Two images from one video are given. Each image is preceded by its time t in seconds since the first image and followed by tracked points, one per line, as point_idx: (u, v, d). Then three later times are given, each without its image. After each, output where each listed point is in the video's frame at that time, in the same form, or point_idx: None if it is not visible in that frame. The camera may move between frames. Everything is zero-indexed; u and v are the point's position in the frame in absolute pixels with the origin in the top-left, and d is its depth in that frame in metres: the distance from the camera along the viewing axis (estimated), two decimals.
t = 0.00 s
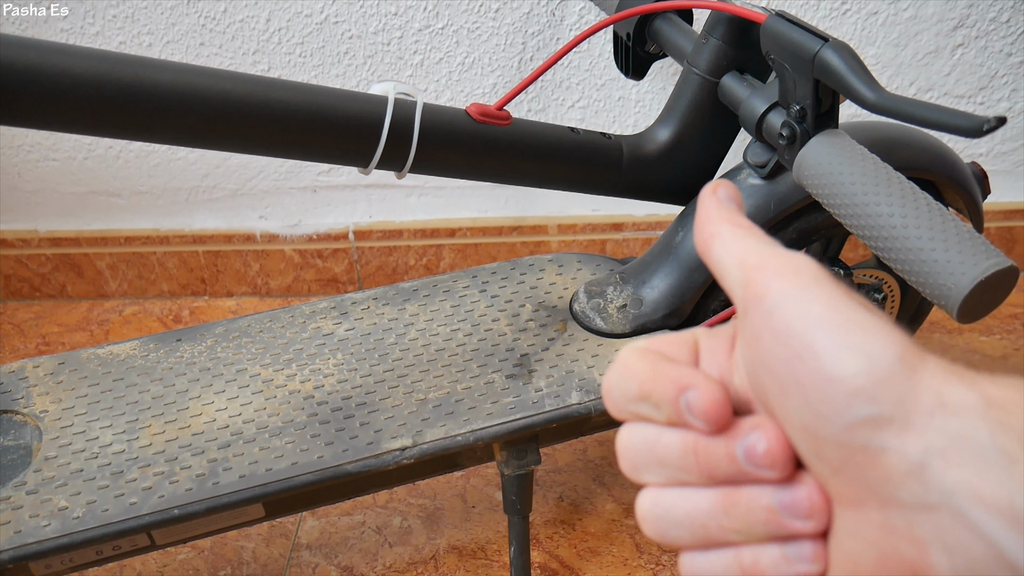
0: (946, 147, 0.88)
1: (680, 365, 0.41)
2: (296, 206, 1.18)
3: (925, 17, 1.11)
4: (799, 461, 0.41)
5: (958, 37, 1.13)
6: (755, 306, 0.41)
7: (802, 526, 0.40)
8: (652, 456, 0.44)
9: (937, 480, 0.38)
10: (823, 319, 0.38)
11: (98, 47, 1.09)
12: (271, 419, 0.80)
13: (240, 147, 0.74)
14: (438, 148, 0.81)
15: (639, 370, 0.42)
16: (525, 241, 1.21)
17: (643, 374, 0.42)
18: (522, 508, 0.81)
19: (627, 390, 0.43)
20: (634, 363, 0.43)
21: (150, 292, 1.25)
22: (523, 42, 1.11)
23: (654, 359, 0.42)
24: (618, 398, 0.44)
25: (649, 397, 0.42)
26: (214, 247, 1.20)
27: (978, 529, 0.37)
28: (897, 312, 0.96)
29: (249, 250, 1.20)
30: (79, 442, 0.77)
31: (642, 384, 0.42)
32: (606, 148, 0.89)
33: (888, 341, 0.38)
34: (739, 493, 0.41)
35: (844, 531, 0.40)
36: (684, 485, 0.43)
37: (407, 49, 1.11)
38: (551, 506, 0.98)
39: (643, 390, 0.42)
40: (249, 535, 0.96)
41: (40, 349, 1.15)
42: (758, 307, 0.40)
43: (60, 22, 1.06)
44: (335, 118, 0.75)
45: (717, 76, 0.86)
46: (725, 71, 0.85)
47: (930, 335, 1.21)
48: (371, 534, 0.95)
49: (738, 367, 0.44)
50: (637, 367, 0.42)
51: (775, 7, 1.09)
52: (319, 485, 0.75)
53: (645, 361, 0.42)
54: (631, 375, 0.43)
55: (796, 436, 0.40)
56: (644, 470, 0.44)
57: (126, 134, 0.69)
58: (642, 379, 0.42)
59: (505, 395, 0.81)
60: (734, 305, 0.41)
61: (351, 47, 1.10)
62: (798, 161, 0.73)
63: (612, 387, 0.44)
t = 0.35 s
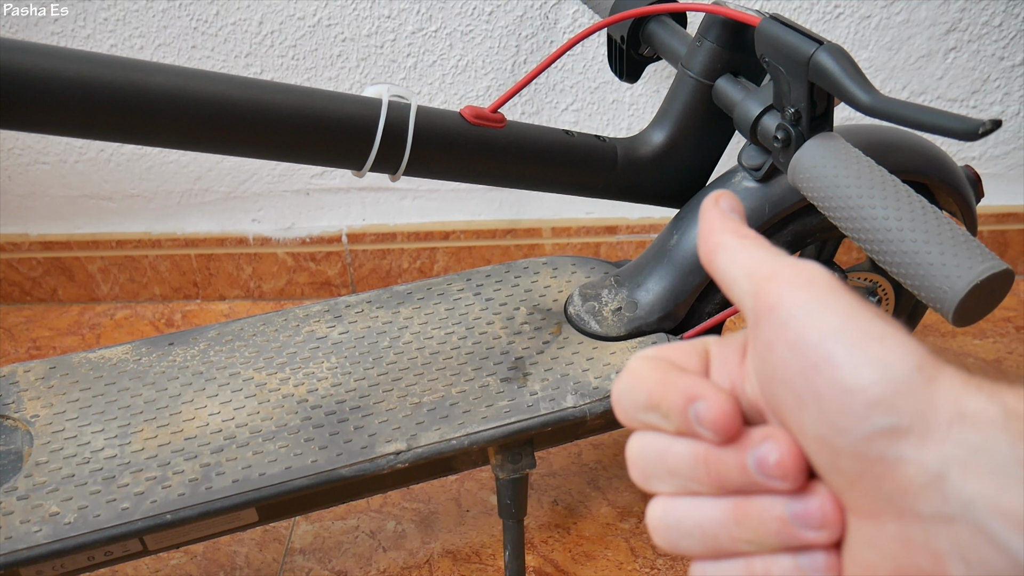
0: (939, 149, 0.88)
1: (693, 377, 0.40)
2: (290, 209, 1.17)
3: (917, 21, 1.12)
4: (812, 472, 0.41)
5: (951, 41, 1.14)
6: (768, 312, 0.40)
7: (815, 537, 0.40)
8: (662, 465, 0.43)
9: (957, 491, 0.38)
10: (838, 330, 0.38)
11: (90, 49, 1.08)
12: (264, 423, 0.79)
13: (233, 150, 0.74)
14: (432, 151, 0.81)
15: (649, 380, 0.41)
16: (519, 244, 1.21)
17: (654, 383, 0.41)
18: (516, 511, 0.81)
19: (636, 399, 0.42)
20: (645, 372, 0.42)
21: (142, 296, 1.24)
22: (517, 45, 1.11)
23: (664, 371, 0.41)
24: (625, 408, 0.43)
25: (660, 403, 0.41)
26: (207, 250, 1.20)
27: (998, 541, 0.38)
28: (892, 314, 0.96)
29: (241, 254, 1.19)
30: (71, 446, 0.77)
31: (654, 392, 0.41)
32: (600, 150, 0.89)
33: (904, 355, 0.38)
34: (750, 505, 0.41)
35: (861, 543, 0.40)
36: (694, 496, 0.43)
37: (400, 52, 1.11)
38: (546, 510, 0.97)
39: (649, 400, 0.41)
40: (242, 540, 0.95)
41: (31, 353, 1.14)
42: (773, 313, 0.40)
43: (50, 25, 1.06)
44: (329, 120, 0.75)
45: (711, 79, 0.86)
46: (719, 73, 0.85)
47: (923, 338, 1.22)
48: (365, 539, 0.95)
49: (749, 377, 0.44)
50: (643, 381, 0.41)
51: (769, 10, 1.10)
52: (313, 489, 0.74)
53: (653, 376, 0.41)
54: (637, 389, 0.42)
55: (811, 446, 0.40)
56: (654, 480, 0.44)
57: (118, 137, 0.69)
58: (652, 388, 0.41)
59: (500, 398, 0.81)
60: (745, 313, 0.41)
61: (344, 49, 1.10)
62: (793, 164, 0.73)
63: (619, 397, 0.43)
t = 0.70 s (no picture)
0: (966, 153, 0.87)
1: (784, 156, 0.25)
2: (306, 207, 1.17)
3: (941, 23, 1.10)
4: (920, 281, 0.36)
5: (975, 43, 1.13)
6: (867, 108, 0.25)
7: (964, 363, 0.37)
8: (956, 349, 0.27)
9: None
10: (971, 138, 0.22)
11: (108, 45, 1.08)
12: (283, 421, 0.79)
13: (256, 146, 0.73)
14: (455, 149, 0.80)
15: (722, 191, 0.26)
16: (535, 244, 1.21)
17: (736, 206, 0.25)
18: (536, 513, 0.81)
19: (706, 240, 0.26)
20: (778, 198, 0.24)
21: (157, 292, 1.24)
22: (537, 44, 1.10)
23: (738, 160, 0.26)
24: (679, 261, 0.26)
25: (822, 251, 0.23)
26: (222, 247, 1.19)
27: None
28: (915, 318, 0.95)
29: (257, 251, 1.19)
30: (90, 443, 0.76)
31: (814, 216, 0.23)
32: (624, 150, 0.88)
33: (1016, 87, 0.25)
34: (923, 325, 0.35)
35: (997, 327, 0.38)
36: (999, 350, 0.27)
37: (419, 50, 1.10)
38: (563, 512, 0.97)
39: (785, 253, 0.23)
40: (258, 538, 0.95)
41: (47, 348, 1.14)
42: (901, 102, 0.24)
43: (68, 20, 1.05)
44: (353, 118, 0.74)
45: (736, 79, 0.85)
46: (745, 73, 0.84)
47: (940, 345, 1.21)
48: (381, 538, 0.94)
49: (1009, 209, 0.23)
50: (708, 186, 0.26)
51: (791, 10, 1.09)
52: (332, 489, 0.73)
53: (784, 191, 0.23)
54: (779, 221, 0.23)
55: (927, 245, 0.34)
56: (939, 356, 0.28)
57: (141, 133, 0.68)
58: (733, 211, 0.25)
59: (520, 400, 0.80)
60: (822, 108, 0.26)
61: (362, 47, 1.09)
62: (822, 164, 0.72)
63: (662, 238, 0.27)
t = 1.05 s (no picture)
0: (974, 152, 0.86)
1: (921, 306, 0.29)
2: (308, 206, 1.16)
3: (949, 19, 1.09)
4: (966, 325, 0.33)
5: (983, 40, 1.11)
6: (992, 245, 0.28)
7: None
8: None
9: None
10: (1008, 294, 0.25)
11: (109, 43, 1.07)
12: (285, 423, 0.78)
13: (257, 147, 0.73)
14: (458, 149, 0.80)
15: (873, 361, 0.29)
16: (539, 243, 1.20)
17: (881, 368, 0.29)
18: (539, 516, 0.80)
19: (873, 413, 0.29)
20: (936, 353, 0.25)
21: (160, 291, 1.23)
22: (541, 41, 1.09)
23: (876, 318, 0.30)
24: (854, 442, 0.29)
25: (1000, 393, 0.25)
26: (225, 246, 1.19)
27: None
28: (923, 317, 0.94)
29: (259, 250, 1.19)
30: (91, 445, 0.76)
31: (982, 365, 0.25)
32: (628, 150, 0.88)
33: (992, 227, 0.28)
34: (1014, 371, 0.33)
35: None
36: None
37: (422, 48, 1.09)
38: (567, 513, 0.96)
39: (958, 403, 0.25)
40: (261, 539, 0.94)
41: (49, 348, 1.13)
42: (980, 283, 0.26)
43: (69, 18, 1.05)
44: (354, 118, 0.74)
45: (743, 78, 0.84)
46: (751, 72, 0.83)
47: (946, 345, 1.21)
48: (384, 540, 0.94)
49: None
50: (861, 357, 0.29)
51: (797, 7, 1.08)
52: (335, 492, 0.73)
53: (943, 337, 0.25)
54: (940, 376, 0.25)
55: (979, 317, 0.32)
56: None
57: (141, 134, 0.68)
58: (891, 375, 0.29)
59: (524, 402, 0.80)
60: (943, 247, 0.30)
61: (365, 45, 1.08)
62: (828, 164, 0.71)
63: (831, 420, 0.29)
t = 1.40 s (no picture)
0: (978, 146, 0.85)
1: (931, 358, 0.27)
2: (311, 203, 1.16)
3: (953, 13, 1.08)
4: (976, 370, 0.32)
5: (987, 33, 1.10)
6: (1010, 301, 0.26)
7: None
8: None
9: None
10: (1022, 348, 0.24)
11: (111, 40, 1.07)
12: (286, 420, 0.78)
13: (257, 143, 0.73)
14: (459, 145, 0.79)
15: (878, 410, 0.28)
16: (542, 239, 1.20)
17: (887, 418, 0.27)
18: (541, 512, 0.79)
19: (873, 460, 0.27)
20: (944, 408, 0.24)
21: (163, 288, 1.24)
22: (542, 37, 1.09)
23: (882, 369, 0.28)
24: (852, 491, 0.27)
25: (1005, 455, 0.24)
26: (227, 243, 1.19)
27: None
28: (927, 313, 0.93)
29: (262, 247, 1.19)
30: (92, 442, 0.76)
31: (987, 424, 0.23)
32: (629, 145, 0.87)
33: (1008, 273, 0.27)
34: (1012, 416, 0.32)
35: None
36: None
37: (424, 44, 1.09)
38: (569, 509, 0.96)
39: (963, 459, 0.24)
40: (263, 536, 0.95)
41: (53, 345, 1.14)
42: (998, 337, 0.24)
43: (72, 16, 1.05)
44: (354, 113, 0.73)
45: (744, 73, 0.84)
46: (752, 66, 0.83)
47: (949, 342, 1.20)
48: (386, 536, 0.94)
49: None
50: (863, 405, 0.28)
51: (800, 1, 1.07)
52: (336, 488, 0.73)
53: (952, 394, 0.24)
54: (949, 432, 0.24)
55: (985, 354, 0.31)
56: None
57: (140, 130, 0.68)
58: (893, 422, 0.27)
59: (525, 398, 0.79)
60: (959, 298, 0.28)
61: (367, 41, 1.08)
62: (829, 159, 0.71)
63: (829, 469, 0.28)
